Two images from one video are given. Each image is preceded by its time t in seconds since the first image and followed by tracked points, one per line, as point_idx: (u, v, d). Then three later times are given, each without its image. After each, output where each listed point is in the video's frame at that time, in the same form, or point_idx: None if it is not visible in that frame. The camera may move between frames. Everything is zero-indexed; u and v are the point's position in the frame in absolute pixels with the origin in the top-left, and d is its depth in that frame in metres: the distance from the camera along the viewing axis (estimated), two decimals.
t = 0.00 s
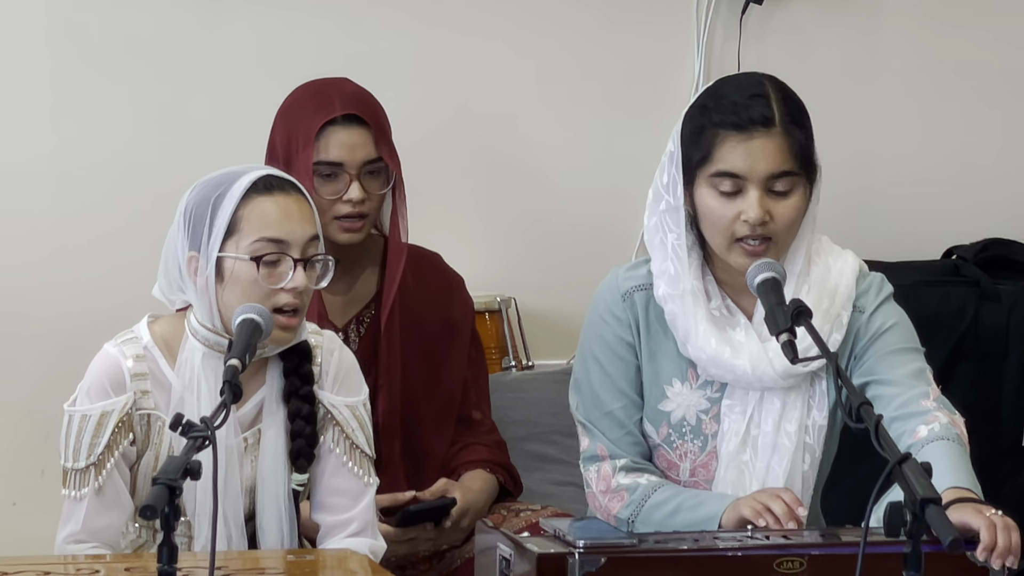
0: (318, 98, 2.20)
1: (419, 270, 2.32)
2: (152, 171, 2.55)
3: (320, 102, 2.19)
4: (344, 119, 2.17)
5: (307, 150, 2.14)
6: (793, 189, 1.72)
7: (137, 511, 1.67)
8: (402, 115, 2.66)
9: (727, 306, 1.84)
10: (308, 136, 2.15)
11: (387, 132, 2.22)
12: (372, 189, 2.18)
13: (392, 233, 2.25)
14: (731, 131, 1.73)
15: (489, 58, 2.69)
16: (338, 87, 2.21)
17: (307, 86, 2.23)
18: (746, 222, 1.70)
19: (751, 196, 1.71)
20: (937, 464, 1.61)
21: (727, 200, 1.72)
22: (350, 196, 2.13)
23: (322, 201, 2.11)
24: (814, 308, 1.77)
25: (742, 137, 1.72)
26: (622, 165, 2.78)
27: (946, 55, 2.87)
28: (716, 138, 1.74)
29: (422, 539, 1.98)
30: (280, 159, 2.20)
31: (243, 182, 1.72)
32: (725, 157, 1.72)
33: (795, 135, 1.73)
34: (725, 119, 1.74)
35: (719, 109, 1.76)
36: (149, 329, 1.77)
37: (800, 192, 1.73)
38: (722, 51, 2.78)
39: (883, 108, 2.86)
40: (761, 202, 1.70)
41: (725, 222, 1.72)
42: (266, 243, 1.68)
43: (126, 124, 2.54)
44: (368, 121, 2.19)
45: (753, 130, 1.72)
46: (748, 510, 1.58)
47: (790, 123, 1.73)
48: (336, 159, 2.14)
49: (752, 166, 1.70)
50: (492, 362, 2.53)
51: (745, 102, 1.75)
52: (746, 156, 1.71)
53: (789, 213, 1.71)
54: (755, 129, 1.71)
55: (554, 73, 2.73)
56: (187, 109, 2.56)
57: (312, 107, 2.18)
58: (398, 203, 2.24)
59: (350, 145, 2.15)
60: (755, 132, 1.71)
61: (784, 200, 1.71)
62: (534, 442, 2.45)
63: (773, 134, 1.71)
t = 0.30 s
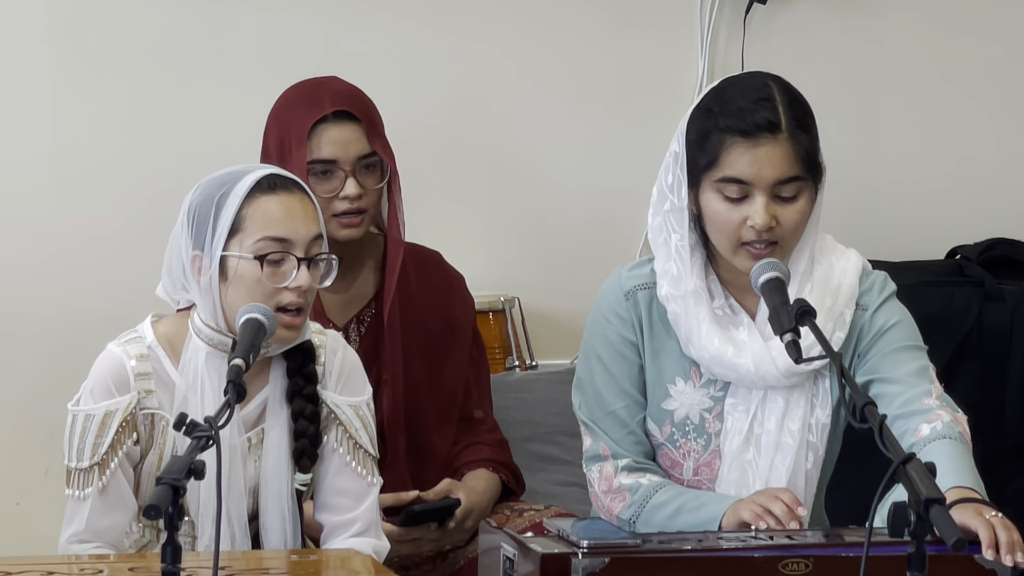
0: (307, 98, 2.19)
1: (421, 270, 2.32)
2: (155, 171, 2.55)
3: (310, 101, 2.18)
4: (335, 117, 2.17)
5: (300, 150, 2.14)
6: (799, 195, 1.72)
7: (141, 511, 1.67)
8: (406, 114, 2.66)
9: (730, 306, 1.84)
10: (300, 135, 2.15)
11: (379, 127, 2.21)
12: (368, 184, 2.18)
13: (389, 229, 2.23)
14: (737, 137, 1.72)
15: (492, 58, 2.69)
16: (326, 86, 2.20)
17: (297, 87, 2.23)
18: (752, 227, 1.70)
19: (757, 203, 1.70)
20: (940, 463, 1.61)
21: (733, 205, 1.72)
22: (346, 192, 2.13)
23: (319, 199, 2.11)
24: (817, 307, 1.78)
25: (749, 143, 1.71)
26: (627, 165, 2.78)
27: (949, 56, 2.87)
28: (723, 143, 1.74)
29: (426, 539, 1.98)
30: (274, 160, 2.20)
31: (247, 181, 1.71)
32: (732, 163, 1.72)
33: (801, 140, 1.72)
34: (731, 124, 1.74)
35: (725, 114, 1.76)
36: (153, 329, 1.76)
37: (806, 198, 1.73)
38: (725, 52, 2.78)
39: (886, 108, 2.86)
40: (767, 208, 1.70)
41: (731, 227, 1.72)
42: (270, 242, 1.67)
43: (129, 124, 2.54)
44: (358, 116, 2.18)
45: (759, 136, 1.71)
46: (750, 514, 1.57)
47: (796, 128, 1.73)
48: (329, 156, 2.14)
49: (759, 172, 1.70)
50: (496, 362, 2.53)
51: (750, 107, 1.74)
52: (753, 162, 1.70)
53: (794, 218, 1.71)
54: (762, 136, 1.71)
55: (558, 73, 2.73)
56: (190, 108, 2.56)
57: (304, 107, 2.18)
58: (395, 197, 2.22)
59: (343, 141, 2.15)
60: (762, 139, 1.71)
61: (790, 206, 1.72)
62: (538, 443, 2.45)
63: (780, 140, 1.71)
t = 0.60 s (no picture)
0: (295, 99, 2.19)
1: (421, 269, 2.31)
2: (158, 170, 2.55)
3: (297, 101, 2.18)
4: (323, 115, 2.17)
5: (290, 150, 2.14)
6: (802, 196, 1.72)
7: (143, 510, 1.67)
8: (409, 113, 2.66)
9: (733, 306, 1.84)
10: (289, 136, 2.15)
11: (367, 122, 2.22)
12: (360, 180, 2.17)
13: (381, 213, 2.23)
14: (740, 137, 1.72)
15: (495, 57, 2.69)
16: (313, 85, 2.20)
17: (284, 88, 2.24)
18: (755, 228, 1.70)
19: (759, 203, 1.70)
20: (944, 464, 1.61)
21: (736, 205, 1.72)
22: (338, 189, 2.13)
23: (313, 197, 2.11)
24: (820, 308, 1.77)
25: (751, 144, 1.71)
26: (630, 164, 2.78)
27: (952, 55, 2.86)
28: (725, 144, 1.74)
29: (429, 538, 1.98)
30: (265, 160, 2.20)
31: (250, 179, 1.71)
32: (735, 163, 1.72)
33: (804, 141, 1.72)
34: (734, 125, 1.74)
35: (728, 115, 1.75)
36: (155, 328, 1.76)
37: (809, 198, 1.73)
38: (729, 51, 2.78)
39: (889, 107, 2.86)
40: (770, 208, 1.70)
41: (734, 228, 1.72)
42: (273, 241, 1.67)
43: (131, 123, 2.54)
44: (345, 114, 2.18)
45: (762, 137, 1.71)
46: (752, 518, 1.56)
47: (799, 129, 1.72)
48: (319, 155, 2.14)
49: (762, 173, 1.70)
50: (500, 361, 2.53)
51: (753, 108, 1.74)
52: (756, 163, 1.70)
53: (797, 218, 1.71)
54: (764, 137, 1.71)
55: (561, 72, 2.73)
56: (192, 107, 2.56)
57: (291, 107, 2.18)
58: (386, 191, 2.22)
59: (331, 140, 2.15)
60: (765, 139, 1.71)
61: (793, 206, 1.71)
62: (541, 442, 2.45)
63: (783, 141, 1.70)
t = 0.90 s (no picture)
0: (291, 98, 2.19)
1: (424, 268, 2.31)
2: (161, 169, 2.55)
3: (294, 99, 2.19)
4: (319, 113, 2.17)
5: (288, 148, 2.14)
6: (808, 193, 1.72)
7: (147, 509, 1.67)
8: (413, 113, 2.66)
9: (737, 305, 1.84)
10: (286, 134, 2.15)
11: (363, 119, 2.22)
12: (357, 177, 2.18)
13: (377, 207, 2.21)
14: (746, 135, 1.72)
15: (499, 56, 2.69)
16: (307, 84, 2.20)
17: (280, 87, 2.24)
18: (760, 226, 1.70)
19: (765, 201, 1.70)
20: (947, 463, 1.61)
21: (742, 203, 1.72)
22: (336, 186, 2.13)
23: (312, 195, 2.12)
24: (825, 307, 1.77)
25: (757, 142, 1.71)
26: (633, 163, 2.78)
27: (954, 54, 2.87)
28: (731, 142, 1.74)
29: (432, 536, 1.99)
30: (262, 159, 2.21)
31: (254, 178, 1.71)
32: (740, 161, 1.72)
33: (810, 139, 1.72)
34: (739, 123, 1.74)
35: (734, 113, 1.76)
36: (159, 327, 1.76)
37: (814, 196, 1.73)
38: (732, 51, 2.78)
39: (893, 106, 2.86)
40: (776, 206, 1.70)
41: (739, 225, 1.72)
42: (277, 240, 1.68)
43: (135, 122, 2.54)
44: (341, 111, 2.19)
45: (768, 134, 1.71)
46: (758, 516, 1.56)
47: (805, 127, 1.73)
48: (317, 153, 2.14)
49: (768, 170, 1.70)
50: (502, 361, 2.55)
51: (759, 106, 1.74)
52: (762, 161, 1.70)
53: (802, 216, 1.71)
54: (770, 134, 1.71)
55: (565, 72, 2.73)
56: (196, 107, 2.56)
57: (287, 105, 2.18)
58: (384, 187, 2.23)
59: (328, 137, 2.15)
60: (771, 137, 1.71)
61: (798, 204, 1.71)
62: (544, 441, 2.45)
63: (789, 139, 1.71)
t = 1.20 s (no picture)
0: (302, 92, 2.19)
1: (426, 267, 2.31)
2: (164, 168, 2.55)
3: (304, 95, 2.19)
4: (328, 109, 2.17)
5: (296, 143, 2.14)
6: (809, 190, 1.72)
7: (150, 507, 1.67)
8: (415, 112, 2.66)
9: (739, 305, 1.84)
10: (295, 129, 2.15)
11: (372, 117, 2.22)
12: (365, 174, 2.18)
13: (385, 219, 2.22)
14: (747, 132, 1.72)
15: (502, 56, 2.69)
16: (318, 80, 2.21)
17: (290, 84, 2.24)
18: (761, 223, 1.70)
19: (766, 198, 1.70)
20: (951, 463, 1.61)
21: (743, 200, 1.72)
22: (344, 182, 2.13)
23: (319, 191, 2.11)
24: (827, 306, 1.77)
25: (758, 139, 1.71)
26: (636, 163, 2.78)
27: (951, 57, 2.86)
28: (732, 139, 1.74)
29: (435, 536, 1.99)
30: (271, 155, 2.20)
31: (256, 177, 1.71)
32: (742, 158, 1.72)
33: (811, 136, 1.72)
34: (741, 121, 1.74)
35: (735, 111, 1.75)
36: (162, 326, 1.76)
37: (816, 194, 1.72)
38: (735, 50, 2.78)
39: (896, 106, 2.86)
40: (777, 204, 1.69)
41: (740, 223, 1.72)
42: (280, 239, 1.67)
43: (137, 121, 2.54)
44: (351, 108, 2.19)
45: (769, 132, 1.71)
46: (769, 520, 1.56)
47: (806, 125, 1.73)
48: (325, 148, 2.14)
49: (769, 167, 1.70)
50: (504, 359, 2.55)
51: (760, 103, 1.74)
52: (763, 158, 1.70)
53: (804, 214, 1.71)
54: (772, 131, 1.71)
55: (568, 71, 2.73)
56: (199, 106, 2.56)
57: (296, 101, 2.18)
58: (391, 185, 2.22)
59: (338, 134, 2.15)
60: (772, 134, 1.71)
61: (800, 201, 1.71)
62: (547, 440, 2.45)
63: (790, 136, 1.70)
